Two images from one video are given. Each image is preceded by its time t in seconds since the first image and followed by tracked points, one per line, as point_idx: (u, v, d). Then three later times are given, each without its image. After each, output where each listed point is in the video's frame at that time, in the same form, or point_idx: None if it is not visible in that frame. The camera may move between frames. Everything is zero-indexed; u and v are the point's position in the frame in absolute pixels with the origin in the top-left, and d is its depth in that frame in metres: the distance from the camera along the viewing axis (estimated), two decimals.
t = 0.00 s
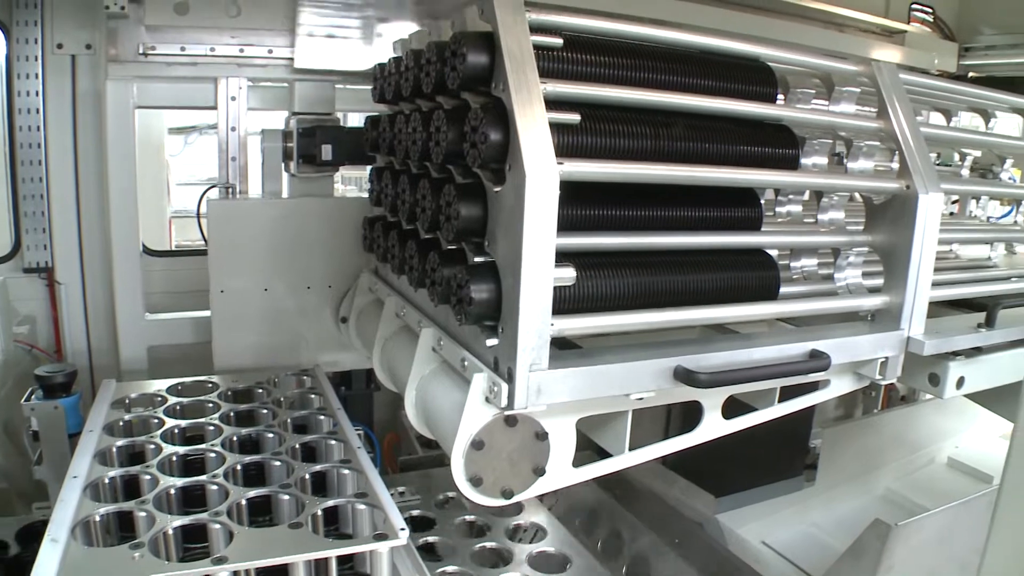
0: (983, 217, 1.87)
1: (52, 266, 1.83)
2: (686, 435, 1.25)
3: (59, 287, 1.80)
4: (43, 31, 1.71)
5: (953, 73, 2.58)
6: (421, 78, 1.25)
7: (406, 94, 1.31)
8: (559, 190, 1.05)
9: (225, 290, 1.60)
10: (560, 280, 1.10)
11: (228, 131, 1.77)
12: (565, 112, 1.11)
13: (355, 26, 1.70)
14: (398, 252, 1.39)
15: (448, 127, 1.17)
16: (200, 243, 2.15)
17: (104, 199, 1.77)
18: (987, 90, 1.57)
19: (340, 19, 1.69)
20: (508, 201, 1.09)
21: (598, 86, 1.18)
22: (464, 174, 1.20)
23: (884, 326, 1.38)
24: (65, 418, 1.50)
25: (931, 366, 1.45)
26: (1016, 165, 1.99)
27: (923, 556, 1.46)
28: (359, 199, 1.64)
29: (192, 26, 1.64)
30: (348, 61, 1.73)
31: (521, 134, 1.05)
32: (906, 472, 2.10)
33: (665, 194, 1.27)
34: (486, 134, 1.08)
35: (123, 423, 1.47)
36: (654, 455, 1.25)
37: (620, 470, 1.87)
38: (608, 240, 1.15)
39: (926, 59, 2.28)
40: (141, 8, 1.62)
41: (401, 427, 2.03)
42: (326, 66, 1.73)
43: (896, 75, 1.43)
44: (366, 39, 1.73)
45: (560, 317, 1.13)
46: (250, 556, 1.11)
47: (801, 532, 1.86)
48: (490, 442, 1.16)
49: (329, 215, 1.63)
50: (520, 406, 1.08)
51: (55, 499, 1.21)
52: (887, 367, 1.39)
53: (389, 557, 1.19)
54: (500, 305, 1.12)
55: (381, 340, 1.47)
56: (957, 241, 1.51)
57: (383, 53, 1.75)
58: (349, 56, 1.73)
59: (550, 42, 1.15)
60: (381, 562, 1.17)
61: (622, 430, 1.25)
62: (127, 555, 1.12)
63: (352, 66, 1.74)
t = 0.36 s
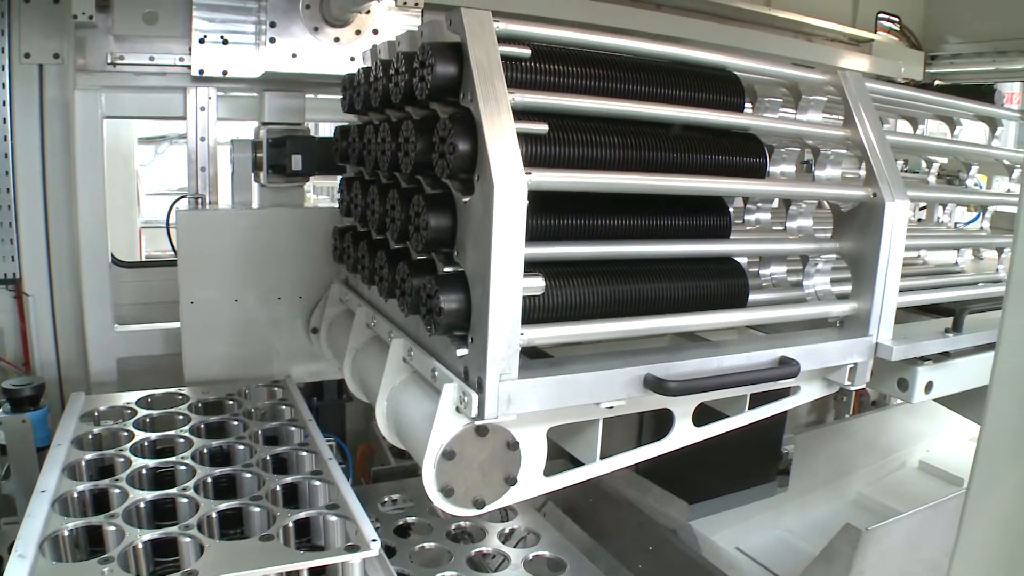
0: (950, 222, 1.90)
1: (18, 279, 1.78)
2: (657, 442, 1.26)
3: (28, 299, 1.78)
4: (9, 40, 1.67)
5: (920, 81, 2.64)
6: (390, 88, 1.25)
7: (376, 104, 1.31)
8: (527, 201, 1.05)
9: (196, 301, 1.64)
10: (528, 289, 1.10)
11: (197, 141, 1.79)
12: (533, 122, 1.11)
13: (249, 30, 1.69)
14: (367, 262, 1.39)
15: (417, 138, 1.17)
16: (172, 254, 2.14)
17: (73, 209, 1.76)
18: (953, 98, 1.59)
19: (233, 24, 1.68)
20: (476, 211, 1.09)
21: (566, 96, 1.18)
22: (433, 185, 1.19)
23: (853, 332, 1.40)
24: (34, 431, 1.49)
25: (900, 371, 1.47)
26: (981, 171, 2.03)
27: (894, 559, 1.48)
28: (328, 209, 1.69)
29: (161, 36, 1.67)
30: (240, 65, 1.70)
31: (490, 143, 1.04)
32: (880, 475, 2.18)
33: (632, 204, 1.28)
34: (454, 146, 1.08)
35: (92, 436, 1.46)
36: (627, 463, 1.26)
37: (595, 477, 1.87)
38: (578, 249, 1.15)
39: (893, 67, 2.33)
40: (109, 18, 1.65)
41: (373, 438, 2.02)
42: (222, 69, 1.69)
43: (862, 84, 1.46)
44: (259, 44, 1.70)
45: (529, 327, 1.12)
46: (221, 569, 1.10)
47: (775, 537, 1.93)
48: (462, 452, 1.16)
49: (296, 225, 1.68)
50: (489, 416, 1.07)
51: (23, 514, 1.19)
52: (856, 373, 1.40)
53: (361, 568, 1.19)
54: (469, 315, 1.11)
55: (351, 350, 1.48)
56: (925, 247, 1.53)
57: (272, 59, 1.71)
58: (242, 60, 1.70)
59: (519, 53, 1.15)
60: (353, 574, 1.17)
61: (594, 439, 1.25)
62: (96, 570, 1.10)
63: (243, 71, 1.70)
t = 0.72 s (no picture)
0: (927, 224, 1.93)
1: None
2: (638, 444, 1.25)
3: (4, 305, 1.77)
4: None
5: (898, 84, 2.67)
6: (368, 93, 1.25)
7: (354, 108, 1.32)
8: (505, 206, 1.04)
9: (175, 307, 1.66)
10: (507, 293, 1.10)
11: (175, 147, 1.78)
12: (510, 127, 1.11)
13: (228, 34, 1.71)
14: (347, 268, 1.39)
15: (394, 143, 1.17)
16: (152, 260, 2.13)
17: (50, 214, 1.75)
18: (929, 101, 1.61)
19: (212, 29, 1.69)
20: (454, 216, 1.08)
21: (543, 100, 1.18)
22: (411, 190, 1.19)
23: (831, 334, 1.41)
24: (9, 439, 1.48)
25: (878, 372, 1.48)
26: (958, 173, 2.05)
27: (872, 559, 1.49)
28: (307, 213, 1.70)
29: (139, 41, 1.67)
30: (219, 69, 1.71)
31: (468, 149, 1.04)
32: (860, 476, 2.20)
33: (610, 207, 1.29)
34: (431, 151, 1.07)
35: (70, 443, 1.45)
36: (607, 466, 1.25)
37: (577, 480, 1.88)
38: (556, 253, 1.15)
39: (870, 71, 2.36)
40: (86, 23, 1.65)
41: (355, 443, 2.02)
42: (200, 73, 1.70)
43: (839, 88, 1.47)
44: (237, 49, 1.72)
45: (507, 331, 1.12)
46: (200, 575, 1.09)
47: (755, 538, 1.97)
48: (441, 457, 1.15)
49: (276, 230, 1.69)
50: (469, 421, 1.07)
51: None
52: (834, 374, 1.41)
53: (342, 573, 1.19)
54: (448, 320, 1.11)
55: (331, 356, 1.48)
56: (902, 249, 1.55)
57: (250, 64, 1.72)
58: (220, 64, 1.71)
59: (496, 57, 1.15)
60: None
61: (573, 442, 1.25)
62: None
63: (221, 75, 1.72)
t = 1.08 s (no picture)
0: (908, 225, 1.94)
1: None
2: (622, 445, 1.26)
3: None
4: None
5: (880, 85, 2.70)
6: (350, 95, 1.25)
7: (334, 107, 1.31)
8: (486, 208, 1.04)
9: (156, 310, 1.66)
10: (489, 294, 1.10)
11: (157, 149, 1.80)
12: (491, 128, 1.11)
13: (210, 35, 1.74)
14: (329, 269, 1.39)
15: (376, 145, 1.17)
16: (135, 263, 2.13)
17: (32, 216, 1.74)
18: (909, 102, 1.62)
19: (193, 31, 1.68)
20: (435, 218, 1.08)
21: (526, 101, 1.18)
22: (393, 192, 1.18)
23: (813, 334, 1.41)
24: None
25: (860, 371, 1.49)
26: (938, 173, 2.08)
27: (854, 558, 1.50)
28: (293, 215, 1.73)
29: (120, 42, 1.68)
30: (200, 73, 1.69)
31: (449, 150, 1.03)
32: (843, 475, 2.24)
33: (591, 207, 1.29)
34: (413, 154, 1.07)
35: (52, 448, 1.45)
36: (590, 467, 1.25)
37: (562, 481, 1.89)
38: (538, 254, 1.15)
39: (852, 72, 2.38)
40: (67, 23, 1.66)
41: (339, 446, 2.02)
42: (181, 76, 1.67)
43: (821, 90, 1.48)
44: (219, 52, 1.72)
45: (489, 333, 1.11)
46: None
47: (738, 538, 1.99)
48: (425, 459, 1.14)
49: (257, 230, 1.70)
50: (451, 422, 1.06)
51: None
52: (816, 374, 1.42)
53: None
54: (431, 322, 1.11)
55: (315, 358, 1.48)
56: (884, 249, 1.56)
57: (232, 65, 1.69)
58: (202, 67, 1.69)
59: (477, 59, 1.14)
60: None
61: (557, 443, 1.26)
62: None
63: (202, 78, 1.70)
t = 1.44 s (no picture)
0: (896, 225, 1.96)
1: None
2: (612, 446, 1.26)
3: None
4: None
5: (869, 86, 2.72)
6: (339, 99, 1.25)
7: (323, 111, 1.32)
8: (475, 210, 1.03)
9: (145, 312, 1.67)
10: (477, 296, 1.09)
11: (145, 150, 1.78)
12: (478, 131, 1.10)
13: (198, 38, 1.73)
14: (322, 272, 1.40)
15: (365, 147, 1.16)
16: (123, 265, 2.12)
17: (18, 217, 1.74)
18: (898, 103, 1.63)
19: (181, 31, 1.71)
20: (422, 220, 1.07)
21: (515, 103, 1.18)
22: (382, 194, 1.18)
23: (802, 335, 1.42)
24: None
25: (849, 371, 1.49)
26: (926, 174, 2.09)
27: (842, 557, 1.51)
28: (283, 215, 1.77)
29: (108, 43, 1.68)
30: (189, 72, 1.73)
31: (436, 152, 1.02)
32: (834, 474, 2.25)
33: (580, 209, 1.30)
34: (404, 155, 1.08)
35: (40, 451, 1.44)
36: (580, 468, 1.25)
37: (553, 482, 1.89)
38: (527, 256, 1.15)
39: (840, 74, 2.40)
40: (54, 25, 1.66)
41: (328, 448, 2.02)
42: (170, 76, 1.72)
43: (810, 92, 1.49)
44: (207, 51, 1.74)
45: (477, 335, 1.11)
46: None
47: (728, 537, 2.00)
48: (414, 461, 1.14)
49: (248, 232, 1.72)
50: (440, 424, 1.05)
51: None
52: (806, 374, 1.43)
53: None
54: (419, 324, 1.10)
55: (303, 360, 1.49)
56: (872, 250, 1.57)
57: (221, 67, 1.75)
58: (190, 67, 1.73)
59: (465, 61, 1.14)
60: None
61: (546, 445, 1.26)
62: None
63: (191, 79, 1.74)
